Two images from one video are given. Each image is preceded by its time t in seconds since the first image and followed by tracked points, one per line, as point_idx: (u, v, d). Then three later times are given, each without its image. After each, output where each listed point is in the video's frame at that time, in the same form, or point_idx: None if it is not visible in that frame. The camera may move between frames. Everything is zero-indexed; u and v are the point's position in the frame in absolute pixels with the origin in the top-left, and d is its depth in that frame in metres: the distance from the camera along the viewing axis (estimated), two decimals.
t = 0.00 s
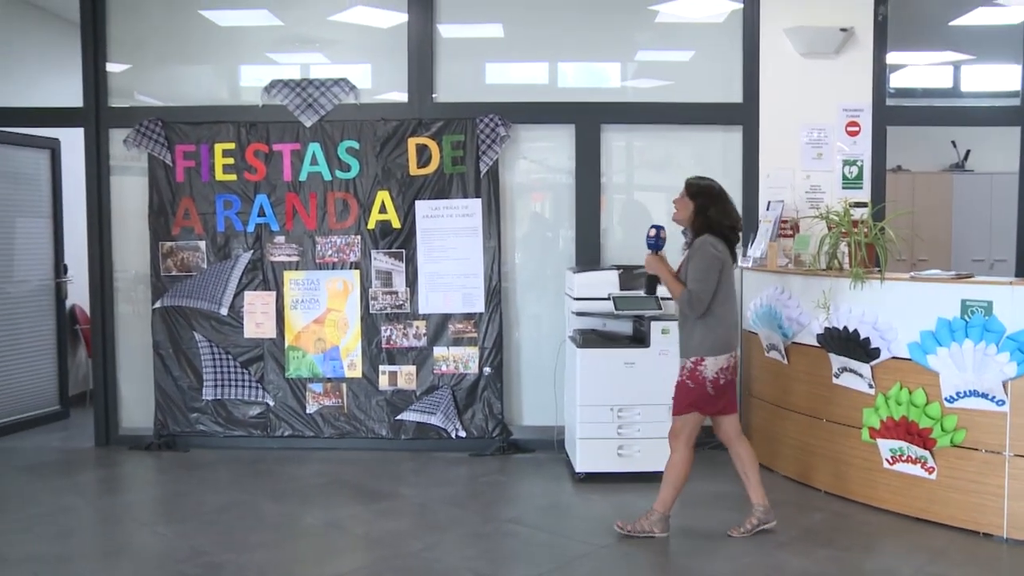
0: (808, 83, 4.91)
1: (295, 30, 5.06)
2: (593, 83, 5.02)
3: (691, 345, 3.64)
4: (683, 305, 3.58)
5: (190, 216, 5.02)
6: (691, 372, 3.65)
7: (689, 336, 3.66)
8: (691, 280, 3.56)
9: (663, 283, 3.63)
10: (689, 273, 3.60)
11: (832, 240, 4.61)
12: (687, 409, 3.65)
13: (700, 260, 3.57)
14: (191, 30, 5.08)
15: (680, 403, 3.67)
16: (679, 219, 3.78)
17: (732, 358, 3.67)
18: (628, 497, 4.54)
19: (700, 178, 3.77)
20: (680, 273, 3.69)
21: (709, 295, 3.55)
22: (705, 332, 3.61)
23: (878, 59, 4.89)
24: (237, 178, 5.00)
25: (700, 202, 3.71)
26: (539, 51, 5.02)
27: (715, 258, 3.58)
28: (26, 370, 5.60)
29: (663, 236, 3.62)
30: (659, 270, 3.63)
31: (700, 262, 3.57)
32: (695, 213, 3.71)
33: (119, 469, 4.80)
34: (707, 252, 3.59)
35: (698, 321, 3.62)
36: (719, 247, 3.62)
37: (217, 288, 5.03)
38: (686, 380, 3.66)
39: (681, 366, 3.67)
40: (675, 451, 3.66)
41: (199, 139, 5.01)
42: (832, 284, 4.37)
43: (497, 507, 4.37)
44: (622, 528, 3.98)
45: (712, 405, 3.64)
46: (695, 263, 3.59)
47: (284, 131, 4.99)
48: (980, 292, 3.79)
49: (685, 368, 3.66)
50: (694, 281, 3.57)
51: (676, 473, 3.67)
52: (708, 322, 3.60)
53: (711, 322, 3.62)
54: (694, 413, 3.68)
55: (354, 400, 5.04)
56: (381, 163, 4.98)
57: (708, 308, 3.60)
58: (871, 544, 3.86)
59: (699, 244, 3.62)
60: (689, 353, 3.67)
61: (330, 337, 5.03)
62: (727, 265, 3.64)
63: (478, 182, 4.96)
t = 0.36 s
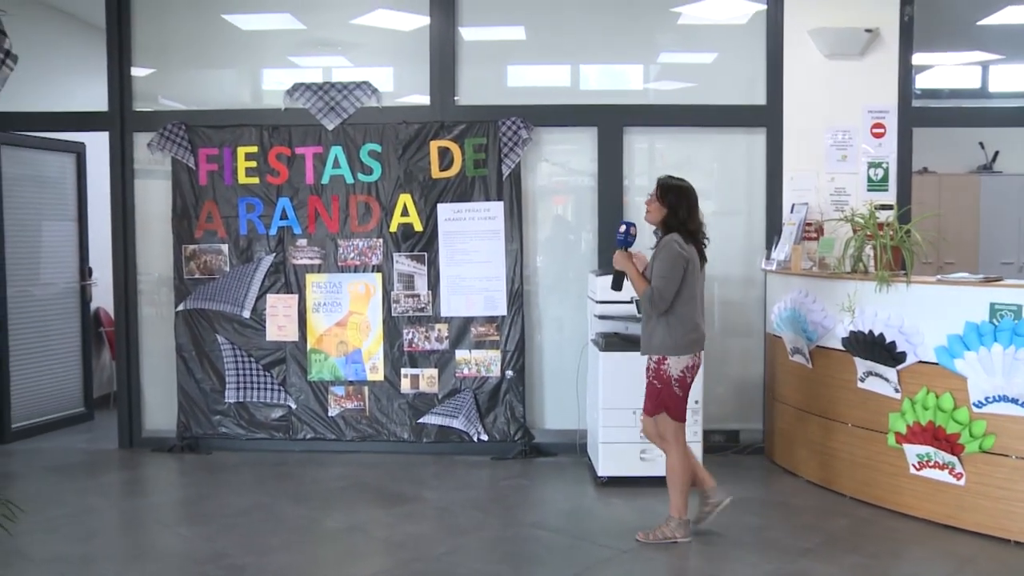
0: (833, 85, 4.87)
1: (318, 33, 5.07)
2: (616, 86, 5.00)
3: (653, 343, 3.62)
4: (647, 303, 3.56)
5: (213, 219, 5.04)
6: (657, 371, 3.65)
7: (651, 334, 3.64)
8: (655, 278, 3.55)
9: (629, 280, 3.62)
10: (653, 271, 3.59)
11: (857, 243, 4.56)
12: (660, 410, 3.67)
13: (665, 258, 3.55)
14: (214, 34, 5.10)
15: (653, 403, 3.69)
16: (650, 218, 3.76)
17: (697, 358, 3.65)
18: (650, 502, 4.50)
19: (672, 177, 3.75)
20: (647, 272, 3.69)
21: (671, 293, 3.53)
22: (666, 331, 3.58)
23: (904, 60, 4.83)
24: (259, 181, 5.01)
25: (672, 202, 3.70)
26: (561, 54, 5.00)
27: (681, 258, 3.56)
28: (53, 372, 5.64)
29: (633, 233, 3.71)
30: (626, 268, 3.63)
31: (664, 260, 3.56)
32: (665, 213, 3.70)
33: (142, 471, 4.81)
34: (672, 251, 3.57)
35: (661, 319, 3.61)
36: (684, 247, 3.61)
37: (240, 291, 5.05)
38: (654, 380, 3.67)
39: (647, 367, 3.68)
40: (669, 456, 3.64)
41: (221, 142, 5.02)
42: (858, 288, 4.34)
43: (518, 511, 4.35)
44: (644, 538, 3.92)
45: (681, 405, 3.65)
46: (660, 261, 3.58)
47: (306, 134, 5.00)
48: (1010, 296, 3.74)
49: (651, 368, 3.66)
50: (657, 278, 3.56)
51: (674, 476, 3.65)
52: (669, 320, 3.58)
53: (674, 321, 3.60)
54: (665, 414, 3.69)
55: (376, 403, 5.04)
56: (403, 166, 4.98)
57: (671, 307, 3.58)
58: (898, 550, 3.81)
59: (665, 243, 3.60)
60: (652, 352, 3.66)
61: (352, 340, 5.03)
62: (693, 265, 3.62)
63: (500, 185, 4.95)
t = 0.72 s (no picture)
0: (885, 73, 4.54)
1: (332, 20, 4.77)
2: (651, 75, 4.68)
3: (658, 353, 3.43)
4: (655, 313, 3.35)
5: (222, 217, 4.75)
6: (664, 380, 3.44)
7: (654, 343, 3.45)
8: (662, 286, 3.35)
9: (633, 291, 3.36)
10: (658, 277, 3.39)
11: (912, 244, 4.20)
12: (671, 421, 3.46)
13: (672, 264, 3.36)
14: (222, 21, 4.80)
15: (661, 416, 3.46)
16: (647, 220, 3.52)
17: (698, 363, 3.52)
18: (689, 521, 4.16)
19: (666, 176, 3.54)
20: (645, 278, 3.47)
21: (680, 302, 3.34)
22: (671, 340, 3.41)
23: (963, 45, 4.49)
24: (271, 178, 4.72)
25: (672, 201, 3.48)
26: (593, 41, 4.69)
27: (686, 263, 3.38)
28: (50, 380, 5.37)
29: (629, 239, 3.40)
30: (628, 278, 3.35)
31: (669, 266, 3.36)
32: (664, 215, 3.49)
33: (144, 485, 4.52)
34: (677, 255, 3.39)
35: (665, 328, 3.42)
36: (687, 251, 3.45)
37: (250, 294, 4.75)
38: (659, 391, 3.45)
39: (652, 378, 3.44)
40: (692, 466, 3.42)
41: (231, 136, 4.73)
42: (913, 291, 3.96)
43: (546, 529, 4.01)
44: (679, 560, 3.57)
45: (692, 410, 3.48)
46: (664, 266, 3.38)
47: (321, 127, 4.70)
48: None
49: (656, 379, 3.44)
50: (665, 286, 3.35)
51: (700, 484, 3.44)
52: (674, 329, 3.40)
53: (678, 329, 3.43)
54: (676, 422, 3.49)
55: (394, 414, 4.74)
56: (423, 162, 4.68)
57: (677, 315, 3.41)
58: None
59: (669, 247, 3.40)
60: (654, 363, 3.45)
61: (370, 347, 4.73)
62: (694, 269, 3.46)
63: (527, 181, 4.63)
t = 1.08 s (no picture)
0: (936, 66, 4.32)
1: (355, 13, 4.60)
2: (687, 69, 4.48)
3: (657, 350, 3.33)
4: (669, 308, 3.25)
5: (242, 218, 4.58)
6: (656, 379, 3.35)
7: (654, 341, 3.34)
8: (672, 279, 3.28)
9: (647, 284, 3.20)
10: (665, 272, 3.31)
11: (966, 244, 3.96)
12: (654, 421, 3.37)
13: (679, 257, 3.32)
14: (241, 15, 4.64)
15: (647, 415, 3.37)
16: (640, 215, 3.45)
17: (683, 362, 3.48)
18: (730, 536, 3.94)
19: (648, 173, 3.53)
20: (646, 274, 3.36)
21: (686, 296, 3.30)
22: (674, 337, 3.33)
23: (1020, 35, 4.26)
24: (292, 178, 4.55)
25: (660, 196, 3.49)
26: (627, 35, 4.49)
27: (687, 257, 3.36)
28: (64, 387, 5.22)
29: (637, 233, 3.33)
30: (642, 269, 3.19)
31: (675, 258, 3.32)
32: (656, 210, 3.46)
33: (162, 496, 4.36)
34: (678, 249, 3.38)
35: (666, 324, 3.33)
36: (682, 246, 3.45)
37: (271, 299, 4.59)
38: (649, 389, 3.35)
39: (645, 375, 3.34)
40: (655, 469, 3.39)
41: (252, 135, 4.57)
42: (967, 296, 3.74)
43: (579, 543, 3.80)
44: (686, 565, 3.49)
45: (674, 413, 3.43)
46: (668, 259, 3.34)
47: (344, 126, 4.53)
48: None
49: (649, 376, 3.34)
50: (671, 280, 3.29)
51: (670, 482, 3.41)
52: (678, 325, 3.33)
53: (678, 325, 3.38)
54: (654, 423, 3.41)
55: (420, 423, 4.56)
56: (450, 161, 4.49)
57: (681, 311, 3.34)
58: None
59: (672, 240, 3.36)
60: (651, 360, 3.34)
61: (395, 353, 4.55)
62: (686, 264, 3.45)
63: (558, 181, 4.44)
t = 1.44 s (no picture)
0: (988, 58, 4.13)
1: (380, 8, 4.45)
2: (725, 64, 4.30)
3: (665, 358, 3.16)
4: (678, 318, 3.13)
5: (264, 220, 4.45)
6: (664, 388, 3.19)
7: (661, 349, 3.18)
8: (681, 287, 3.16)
9: (656, 295, 3.07)
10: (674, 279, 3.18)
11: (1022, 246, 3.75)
12: (659, 431, 3.21)
13: (688, 263, 3.19)
14: (262, 10, 4.51)
15: (653, 424, 3.21)
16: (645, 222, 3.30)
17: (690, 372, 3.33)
18: (774, 552, 3.74)
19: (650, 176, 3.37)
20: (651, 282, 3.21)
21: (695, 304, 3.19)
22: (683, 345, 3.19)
23: None
24: (316, 178, 4.41)
25: (666, 201, 3.33)
26: (662, 28, 4.32)
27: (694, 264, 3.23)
28: (82, 394, 5.10)
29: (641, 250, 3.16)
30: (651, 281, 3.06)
31: (684, 265, 3.19)
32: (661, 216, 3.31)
33: (181, 507, 4.22)
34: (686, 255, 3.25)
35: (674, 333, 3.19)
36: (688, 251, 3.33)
37: (294, 303, 4.44)
38: (658, 398, 3.19)
39: (652, 383, 3.18)
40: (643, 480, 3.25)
41: (274, 134, 4.43)
42: None
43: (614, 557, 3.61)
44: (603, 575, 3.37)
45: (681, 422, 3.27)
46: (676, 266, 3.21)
47: (369, 124, 4.38)
48: None
49: (656, 384, 3.18)
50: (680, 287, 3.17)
51: (647, 501, 3.26)
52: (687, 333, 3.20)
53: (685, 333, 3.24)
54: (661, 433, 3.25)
55: (448, 432, 4.40)
56: (479, 160, 4.34)
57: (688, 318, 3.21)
58: None
59: (680, 246, 3.23)
60: (658, 368, 3.18)
61: (421, 360, 4.39)
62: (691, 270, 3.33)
63: (591, 181, 4.27)
